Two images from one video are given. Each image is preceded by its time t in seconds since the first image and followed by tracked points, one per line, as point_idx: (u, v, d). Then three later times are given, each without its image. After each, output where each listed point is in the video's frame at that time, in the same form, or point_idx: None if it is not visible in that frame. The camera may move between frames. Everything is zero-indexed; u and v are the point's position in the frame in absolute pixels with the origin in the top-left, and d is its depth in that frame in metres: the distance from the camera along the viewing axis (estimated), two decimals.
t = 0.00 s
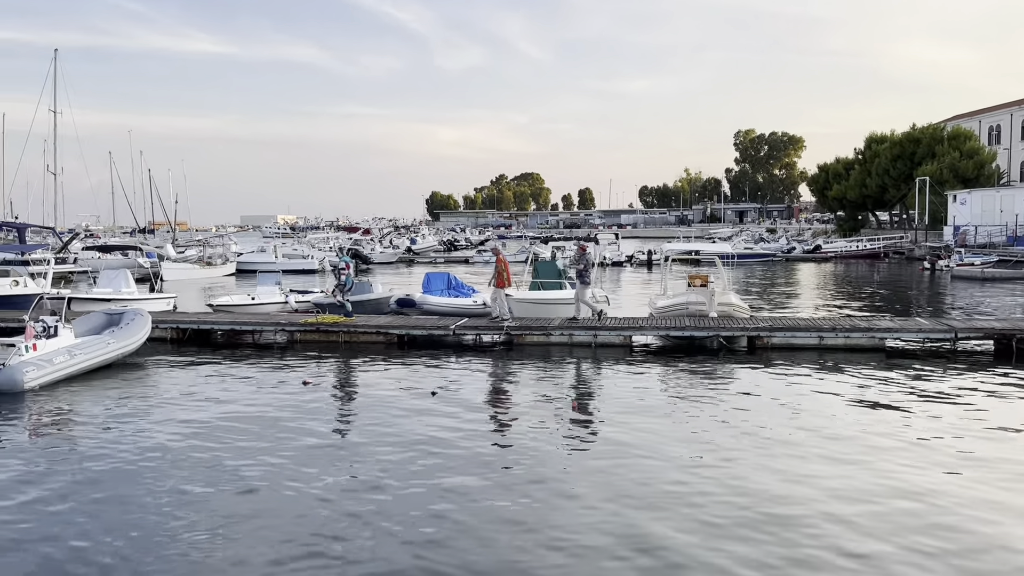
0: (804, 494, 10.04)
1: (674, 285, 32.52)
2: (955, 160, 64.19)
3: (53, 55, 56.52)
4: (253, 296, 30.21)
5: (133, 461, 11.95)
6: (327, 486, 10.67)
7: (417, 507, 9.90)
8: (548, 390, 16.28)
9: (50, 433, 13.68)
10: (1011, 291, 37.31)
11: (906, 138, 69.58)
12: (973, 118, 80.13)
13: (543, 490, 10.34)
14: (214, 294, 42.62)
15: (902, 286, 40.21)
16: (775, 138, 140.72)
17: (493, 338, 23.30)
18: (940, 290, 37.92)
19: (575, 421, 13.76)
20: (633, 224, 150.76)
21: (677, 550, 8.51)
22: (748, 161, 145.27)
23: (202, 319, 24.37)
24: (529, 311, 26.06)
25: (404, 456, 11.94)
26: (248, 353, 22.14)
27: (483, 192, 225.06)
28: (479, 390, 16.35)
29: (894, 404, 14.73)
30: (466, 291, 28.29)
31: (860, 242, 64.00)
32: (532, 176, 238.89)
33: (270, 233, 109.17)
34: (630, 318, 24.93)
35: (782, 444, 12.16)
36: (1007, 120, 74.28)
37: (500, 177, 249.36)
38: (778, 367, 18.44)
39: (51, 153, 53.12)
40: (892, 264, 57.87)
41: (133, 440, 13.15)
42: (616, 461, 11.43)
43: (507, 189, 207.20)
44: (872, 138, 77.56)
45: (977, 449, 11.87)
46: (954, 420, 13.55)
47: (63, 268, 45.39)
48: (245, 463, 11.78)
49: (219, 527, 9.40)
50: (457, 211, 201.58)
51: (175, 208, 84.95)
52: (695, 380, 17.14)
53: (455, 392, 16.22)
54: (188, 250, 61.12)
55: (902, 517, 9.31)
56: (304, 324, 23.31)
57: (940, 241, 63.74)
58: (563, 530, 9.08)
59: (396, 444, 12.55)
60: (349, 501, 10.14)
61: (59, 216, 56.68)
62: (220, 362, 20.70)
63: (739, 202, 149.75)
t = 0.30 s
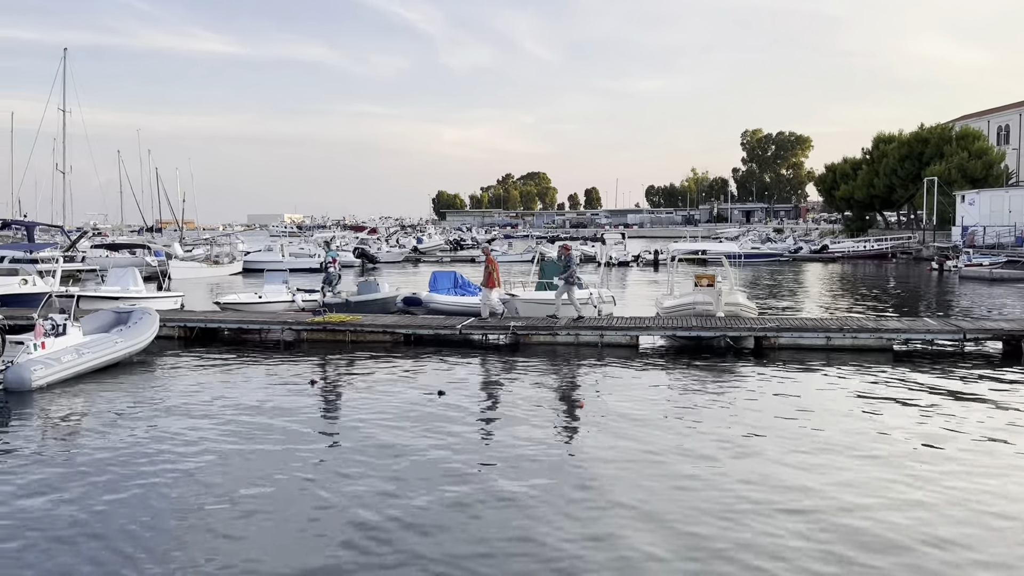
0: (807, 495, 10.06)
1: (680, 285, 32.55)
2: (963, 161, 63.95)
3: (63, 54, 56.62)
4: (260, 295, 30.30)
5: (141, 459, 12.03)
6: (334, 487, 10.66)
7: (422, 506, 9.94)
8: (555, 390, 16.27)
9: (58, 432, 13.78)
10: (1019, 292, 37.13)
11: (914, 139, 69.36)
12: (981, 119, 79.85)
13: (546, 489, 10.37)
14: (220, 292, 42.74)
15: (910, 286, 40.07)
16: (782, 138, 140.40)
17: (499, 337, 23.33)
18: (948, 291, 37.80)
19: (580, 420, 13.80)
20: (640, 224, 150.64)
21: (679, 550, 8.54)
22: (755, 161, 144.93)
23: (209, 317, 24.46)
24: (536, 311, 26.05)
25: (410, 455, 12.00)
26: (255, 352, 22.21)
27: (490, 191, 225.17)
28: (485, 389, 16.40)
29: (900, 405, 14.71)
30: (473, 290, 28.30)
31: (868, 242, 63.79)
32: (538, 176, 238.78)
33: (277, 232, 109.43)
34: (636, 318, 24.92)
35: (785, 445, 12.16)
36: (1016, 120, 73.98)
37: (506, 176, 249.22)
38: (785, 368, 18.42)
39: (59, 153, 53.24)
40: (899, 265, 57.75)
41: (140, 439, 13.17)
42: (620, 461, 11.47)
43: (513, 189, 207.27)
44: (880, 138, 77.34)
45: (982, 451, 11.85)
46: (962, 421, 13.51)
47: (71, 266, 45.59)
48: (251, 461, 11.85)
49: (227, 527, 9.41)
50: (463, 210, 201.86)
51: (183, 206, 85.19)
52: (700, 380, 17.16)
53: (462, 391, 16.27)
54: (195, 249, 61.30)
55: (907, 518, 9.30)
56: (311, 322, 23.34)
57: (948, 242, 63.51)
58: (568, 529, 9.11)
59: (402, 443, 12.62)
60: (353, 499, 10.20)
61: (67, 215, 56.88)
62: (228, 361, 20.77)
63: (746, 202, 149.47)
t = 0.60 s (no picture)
0: (814, 495, 10.04)
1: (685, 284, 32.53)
2: (970, 160, 63.74)
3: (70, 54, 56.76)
4: (266, 293, 30.34)
5: (149, 457, 12.06)
6: (341, 486, 10.62)
7: (429, 504, 9.96)
8: (561, 389, 16.28)
9: (65, 429, 13.82)
10: None
11: (921, 138, 69.16)
12: (988, 118, 79.53)
13: (553, 489, 10.37)
14: (226, 291, 42.80)
15: (916, 286, 39.96)
16: (789, 137, 140.07)
17: (505, 337, 23.33)
18: (955, 291, 37.68)
19: (586, 420, 13.80)
20: (645, 224, 150.48)
21: (686, 549, 8.55)
22: (762, 160, 144.64)
23: (216, 316, 24.51)
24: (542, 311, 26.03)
25: (417, 453, 12.02)
26: (261, 350, 22.25)
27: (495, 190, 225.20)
28: (491, 389, 16.40)
29: (907, 406, 14.67)
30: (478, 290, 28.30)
31: (874, 243, 63.61)
32: (544, 175, 238.62)
33: (283, 231, 109.58)
34: (643, 318, 24.89)
35: (792, 445, 12.14)
36: None
37: (511, 175, 249.19)
38: (791, 368, 18.40)
39: (66, 152, 53.38)
40: (906, 265, 57.58)
41: (146, 437, 13.18)
42: (627, 461, 11.45)
43: (519, 188, 207.28)
44: (886, 138, 77.09)
45: (990, 452, 11.82)
46: (969, 422, 13.47)
47: (78, 265, 45.69)
48: (258, 459, 11.87)
49: (234, 525, 9.43)
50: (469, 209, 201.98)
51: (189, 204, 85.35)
52: (707, 380, 17.13)
53: (468, 390, 16.27)
54: (201, 248, 61.40)
55: (915, 519, 9.29)
56: (317, 321, 23.37)
57: (955, 241, 63.29)
58: (574, 529, 9.11)
59: (408, 442, 12.63)
60: (361, 498, 10.22)
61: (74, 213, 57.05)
62: (234, 359, 20.81)
63: (752, 201, 149.22)
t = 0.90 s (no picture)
0: (818, 495, 10.00)
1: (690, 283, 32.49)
2: (976, 159, 63.57)
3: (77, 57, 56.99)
4: (271, 293, 30.41)
5: (153, 456, 12.09)
6: (344, 485, 10.63)
7: (431, 503, 9.96)
8: (565, 389, 16.26)
9: (71, 428, 13.86)
10: None
11: (927, 137, 68.99)
12: (995, 118, 79.19)
13: (555, 488, 10.36)
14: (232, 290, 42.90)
15: (922, 285, 39.85)
16: (794, 136, 139.79)
17: (509, 337, 23.33)
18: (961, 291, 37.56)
19: (590, 419, 13.77)
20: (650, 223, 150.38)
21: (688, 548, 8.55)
22: (767, 160, 144.39)
23: (221, 315, 24.57)
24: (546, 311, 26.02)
25: (420, 452, 12.02)
26: (266, 350, 22.30)
27: (500, 190, 225.21)
28: (495, 388, 16.39)
29: (912, 405, 14.60)
30: (483, 289, 28.29)
31: (879, 242, 63.44)
32: (549, 174, 238.56)
33: (289, 231, 109.76)
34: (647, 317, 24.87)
35: (796, 445, 12.10)
36: None
37: (516, 174, 249.20)
38: (795, 368, 18.37)
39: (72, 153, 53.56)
40: (912, 264, 57.42)
41: (151, 436, 13.22)
42: (631, 460, 11.43)
43: (524, 188, 207.28)
44: (892, 137, 76.84)
45: (994, 451, 11.77)
46: (974, 422, 13.43)
47: (84, 265, 45.85)
48: (261, 458, 11.89)
49: (238, 523, 9.44)
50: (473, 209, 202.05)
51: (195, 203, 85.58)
52: (712, 380, 17.09)
53: (472, 390, 16.26)
54: (207, 248, 61.57)
55: (918, 519, 9.24)
56: (322, 321, 23.42)
57: (961, 241, 63.06)
58: (576, 528, 9.09)
59: (412, 441, 12.64)
60: (364, 496, 10.22)
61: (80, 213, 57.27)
62: (239, 359, 20.86)
63: (757, 201, 148.98)
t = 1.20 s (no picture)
0: (822, 493, 10.01)
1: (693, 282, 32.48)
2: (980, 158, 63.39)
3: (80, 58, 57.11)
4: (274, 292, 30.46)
5: (159, 454, 12.13)
6: (350, 484, 10.66)
7: (437, 501, 9.98)
8: (568, 387, 16.29)
9: (75, 427, 13.90)
10: None
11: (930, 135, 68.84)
12: (999, 116, 78.97)
13: (561, 486, 10.37)
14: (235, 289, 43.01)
15: (927, 283, 39.74)
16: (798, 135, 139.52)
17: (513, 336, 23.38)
18: (965, 289, 37.49)
19: (594, 418, 13.77)
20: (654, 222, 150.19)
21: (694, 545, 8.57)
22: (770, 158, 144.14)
23: (225, 315, 24.64)
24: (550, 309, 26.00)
25: (425, 451, 12.04)
26: (271, 349, 22.38)
27: (504, 189, 225.18)
28: (499, 387, 16.43)
29: (916, 403, 14.59)
30: (485, 287, 28.21)
31: (883, 242, 63.33)
32: (552, 173, 238.49)
33: (292, 230, 109.86)
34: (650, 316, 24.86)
35: (800, 443, 12.11)
36: None
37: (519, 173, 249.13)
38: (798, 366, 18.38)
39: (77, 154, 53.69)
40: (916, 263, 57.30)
41: (155, 435, 13.25)
42: (635, 459, 11.45)
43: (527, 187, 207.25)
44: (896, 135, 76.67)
45: (998, 449, 11.77)
46: (978, 421, 13.38)
47: (88, 264, 45.92)
48: (267, 456, 11.91)
49: (245, 521, 9.47)
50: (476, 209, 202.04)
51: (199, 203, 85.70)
52: (715, 378, 17.11)
53: (476, 388, 16.29)
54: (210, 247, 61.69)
55: (924, 517, 9.25)
56: (325, 321, 23.48)
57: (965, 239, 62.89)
58: (580, 525, 9.11)
59: (416, 439, 12.66)
60: (370, 495, 10.25)
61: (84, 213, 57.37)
62: (243, 358, 20.93)
63: (761, 199, 148.77)
